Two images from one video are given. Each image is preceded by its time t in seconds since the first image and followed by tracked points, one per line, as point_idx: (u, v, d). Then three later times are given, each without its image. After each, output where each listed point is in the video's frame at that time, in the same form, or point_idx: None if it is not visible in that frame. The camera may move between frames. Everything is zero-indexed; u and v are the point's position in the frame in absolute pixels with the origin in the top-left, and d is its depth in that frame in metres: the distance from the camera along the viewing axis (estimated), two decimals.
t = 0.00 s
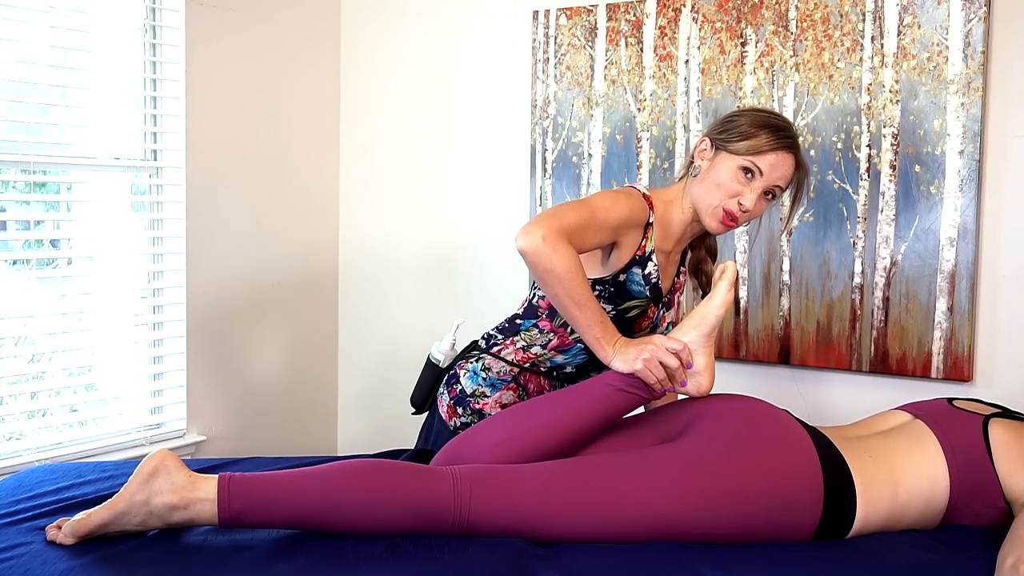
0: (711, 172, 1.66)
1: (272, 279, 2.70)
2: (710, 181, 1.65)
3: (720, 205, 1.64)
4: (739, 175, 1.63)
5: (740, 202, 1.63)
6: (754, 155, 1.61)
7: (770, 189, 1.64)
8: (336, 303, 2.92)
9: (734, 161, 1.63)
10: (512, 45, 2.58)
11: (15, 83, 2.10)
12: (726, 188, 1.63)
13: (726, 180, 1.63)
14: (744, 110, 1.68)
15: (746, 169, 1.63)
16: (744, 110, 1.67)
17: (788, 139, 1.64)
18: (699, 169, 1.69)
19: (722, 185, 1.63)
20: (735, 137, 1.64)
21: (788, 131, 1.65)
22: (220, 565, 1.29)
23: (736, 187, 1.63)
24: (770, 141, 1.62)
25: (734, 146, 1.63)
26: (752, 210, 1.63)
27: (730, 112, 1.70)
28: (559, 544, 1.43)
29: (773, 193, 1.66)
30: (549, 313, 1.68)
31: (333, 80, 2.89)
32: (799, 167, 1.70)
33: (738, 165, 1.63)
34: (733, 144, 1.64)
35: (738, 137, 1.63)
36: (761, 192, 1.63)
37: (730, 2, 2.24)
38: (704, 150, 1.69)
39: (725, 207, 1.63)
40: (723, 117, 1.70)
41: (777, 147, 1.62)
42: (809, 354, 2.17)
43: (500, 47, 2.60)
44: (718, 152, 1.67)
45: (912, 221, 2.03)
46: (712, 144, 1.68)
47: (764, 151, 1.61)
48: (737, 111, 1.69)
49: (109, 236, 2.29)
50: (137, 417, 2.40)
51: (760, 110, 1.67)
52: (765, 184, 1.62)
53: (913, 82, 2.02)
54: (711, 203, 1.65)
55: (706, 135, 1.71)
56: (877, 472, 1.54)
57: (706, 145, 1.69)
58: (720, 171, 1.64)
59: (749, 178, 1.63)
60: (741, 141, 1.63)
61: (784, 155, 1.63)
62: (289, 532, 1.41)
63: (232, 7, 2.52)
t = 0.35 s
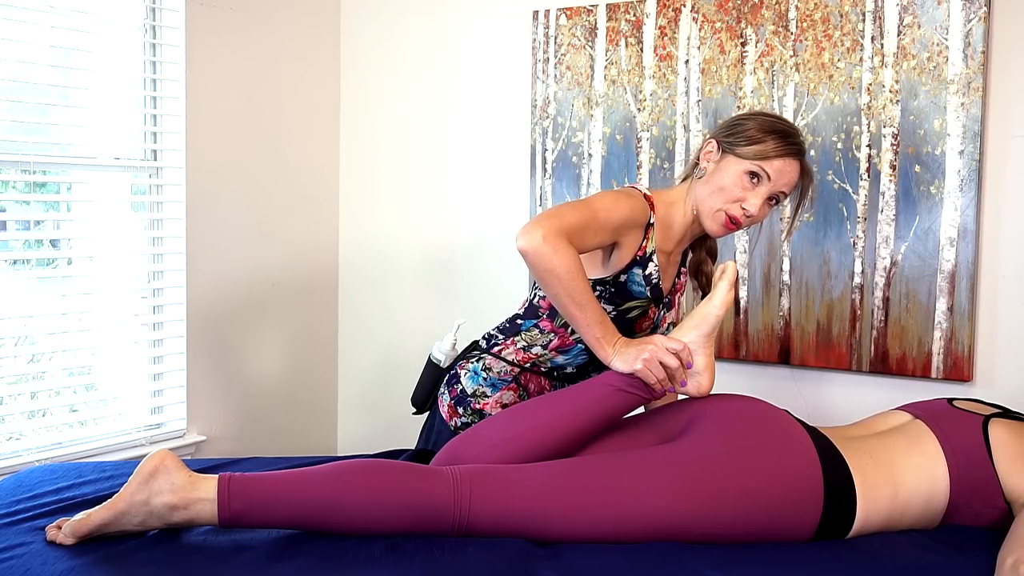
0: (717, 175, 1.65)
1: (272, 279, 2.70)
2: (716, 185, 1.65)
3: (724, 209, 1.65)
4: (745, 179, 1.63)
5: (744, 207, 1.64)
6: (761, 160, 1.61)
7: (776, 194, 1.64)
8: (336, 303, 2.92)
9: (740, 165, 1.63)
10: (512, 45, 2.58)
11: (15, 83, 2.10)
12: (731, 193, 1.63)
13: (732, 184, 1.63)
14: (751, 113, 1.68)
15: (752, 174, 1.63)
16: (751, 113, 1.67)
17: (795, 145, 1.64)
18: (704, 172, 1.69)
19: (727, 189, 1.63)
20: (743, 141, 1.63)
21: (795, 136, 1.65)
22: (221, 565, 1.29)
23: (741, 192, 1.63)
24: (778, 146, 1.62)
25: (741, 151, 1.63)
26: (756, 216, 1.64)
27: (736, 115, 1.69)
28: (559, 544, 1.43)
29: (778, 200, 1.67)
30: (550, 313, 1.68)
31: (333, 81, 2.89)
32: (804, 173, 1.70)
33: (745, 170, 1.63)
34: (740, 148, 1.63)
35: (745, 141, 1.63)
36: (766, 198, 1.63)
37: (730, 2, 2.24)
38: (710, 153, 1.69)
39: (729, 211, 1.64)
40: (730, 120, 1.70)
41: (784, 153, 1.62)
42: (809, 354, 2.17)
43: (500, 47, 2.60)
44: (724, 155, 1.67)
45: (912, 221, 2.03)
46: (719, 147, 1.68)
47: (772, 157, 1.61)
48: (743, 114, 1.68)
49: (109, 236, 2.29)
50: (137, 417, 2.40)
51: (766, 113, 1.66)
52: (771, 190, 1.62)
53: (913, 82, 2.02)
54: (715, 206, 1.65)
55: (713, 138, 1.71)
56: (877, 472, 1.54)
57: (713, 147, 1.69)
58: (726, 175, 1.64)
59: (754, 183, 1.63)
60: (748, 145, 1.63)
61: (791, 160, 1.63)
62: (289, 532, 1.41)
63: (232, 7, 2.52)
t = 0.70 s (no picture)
0: (722, 182, 1.65)
1: (272, 279, 2.70)
2: (720, 193, 1.65)
3: (726, 217, 1.66)
4: (748, 191, 1.63)
5: (745, 218, 1.65)
6: (766, 176, 1.61)
7: (778, 207, 1.65)
8: (336, 303, 2.92)
9: (747, 177, 1.63)
10: (512, 45, 2.58)
11: (15, 83, 2.10)
12: (735, 203, 1.64)
13: (736, 195, 1.63)
14: (762, 119, 1.65)
15: (756, 187, 1.63)
16: (763, 121, 1.64)
17: (802, 160, 1.63)
18: (711, 174, 1.68)
19: (731, 198, 1.64)
20: (752, 153, 1.62)
21: (803, 151, 1.64)
22: (220, 565, 1.29)
23: (744, 204, 1.64)
24: (785, 163, 1.61)
25: (748, 162, 1.62)
26: (754, 227, 1.66)
27: (747, 118, 1.67)
28: (559, 544, 1.43)
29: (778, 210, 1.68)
30: (551, 313, 1.68)
31: (333, 80, 2.89)
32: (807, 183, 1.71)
33: (750, 182, 1.63)
34: (748, 159, 1.62)
35: (754, 153, 1.62)
36: (767, 211, 1.64)
37: (730, 2, 2.24)
38: (718, 155, 1.68)
39: (730, 221, 1.65)
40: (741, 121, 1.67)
41: (789, 171, 1.62)
42: (809, 354, 2.17)
43: (500, 47, 2.60)
44: (732, 162, 1.66)
45: (912, 221, 2.03)
46: (727, 151, 1.67)
47: (777, 174, 1.61)
48: (755, 119, 1.66)
49: (109, 236, 2.29)
50: (137, 417, 2.40)
51: (777, 122, 1.64)
52: (772, 205, 1.63)
53: (913, 82, 2.02)
54: (717, 214, 1.66)
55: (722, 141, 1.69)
56: (877, 472, 1.54)
57: (722, 151, 1.67)
58: (732, 184, 1.64)
59: (758, 196, 1.63)
60: (756, 157, 1.62)
61: (796, 177, 1.63)
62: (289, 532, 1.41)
63: (232, 7, 2.52)
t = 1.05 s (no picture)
0: (726, 187, 1.65)
1: (272, 279, 2.70)
2: (723, 197, 1.65)
3: (725, 220, 1.67)
4: (752, 199, 1.64)
5: (745, 224, 1.67)
6: (771, 186, 1.61)
7: (777, 216, 1.67)
8: (336, 303, 2.92)
9: (752, 184, 1.63)
10: (512, 45, 2.58)
11: (15, 83, 2.10)
12: (737, 208, 1.65)
13: (739, 200, 1.64)
14: (771, 126, 1.65)
15: (760, 195, 1.63)
16: (773, 128, 1.64)
17: (806, 172, 1.64)
18: (715, 176, 1.67)
19: (733, 204, 1.64)
20: (760, 159, 1.62)
21: (808, 163, 1.65)
22: (220, 565, 1.29)
23: (745, 210, 1.65)
24: (791, 174, 1.62)
25: (755, 170, 1.62)
26: (752, 233, 1.68)
27: (756, 123, 1.66)
28: (559, 544, 1.42)
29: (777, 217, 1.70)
30: (551, 313, 1.68)
31: (333, 80, 2.88)
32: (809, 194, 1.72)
33: (754, 190, 1.63)
34: (754, 167, 1.62)
35: (761, 160, 1.62)
36: (767, 219, 1.66)
37: (730, 2, 2.24)
38: (724, 158, 1.67)
39: (730, 226, 1.67)
40: (749, 125, 1.67)
41: (793, 182, 1.63)
42: (809, 354, 2.17)
43: (500, 47, 2.60)
44: (737, 167, 1.65)
45: (912, 221, 2.03)
46: (734, 155, 1.66)
47: (782, 185, 1.62)
48: (764, 125, 1.65)
49: (109, 236, 2.29)
50: (137, 417, 2.40)
51: (786, 131, 1.64)
52: (773, 214, 1.65)
53: (913, 82, 2.02)
54: (717, 217, 1.67)
55: (729, 143, 1.68)
56: (877, 472, 1.54)
57: (728, 154, 1.66)
58: (736, 189, 1.64)
59: (760, 203, 1.64)
60: (763, 166, 1.62)
61: (799, 188, 1.64)
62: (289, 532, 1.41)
63: (232, 6, 2.52)
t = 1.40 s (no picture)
0: (729, 189, 1.65)
1: (272, 279, 2.70)
2: (726, 199, 1.65)
3: (726, 223, 1.67)
4: (754, 202, 1.64)
5: (746, 227, 1.67)
6: (774, 190, 1.62)
7: (778, 221, 1.67)
8: (336, 304, 2.92)
9: (756, 187, 1.63)
10: (512, 45, 2.58)
11: (15, 83, 2.10)
12: (739, 211, 1.65)
13: (742, 203, 1.64)
14: (775, 129, 1.65)
15: (763, 199, 1.63)
16: (777, 132, 1.64)
17: (809, 178, 1.64)
18: (718, 178, 1.67)
19: (735, 207, 1.65)
20: (765, 162, 1.62)
21: (812, 168, 1.65)
22: (220, 565, 1.29)
23: (747, 213, 1.65)
24: (794, 179, 1.62)
25: (759, 173, 1.62)
26: (753, 236, 1.68)
27: (760, 126, 1.66)
28: (559, 543, 1.42)
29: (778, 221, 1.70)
30: (551, 313, 1.68)
31: (333, 80, 2.89)
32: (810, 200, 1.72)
33: (757, 194, 1.63)
34: (758, 170, 1.62)
35: (766, 163, 1.62)
36: (768, 223, 1.66)
37: (729, 2, 2.24)
38: (728, 159, 1.66)
39: (732, 229, 1.67)
40: (754, 128, 1.66)
41: (797, 188, 1.63)
42: (809, 354, 2.17)
43: (500, 47, 2.60)
44: (741, 169, 1.65)
45: (912, 221, 2.03)
46: (738, 158, 1.66)
47: (785, 189, 1.62)
48: (769, 128, 1.65)
49: (109, 236, 2.29)
50: (137, 417, 2.40)
51: (791, 134, 1.64)
52: (774, 218, 1.65)
53: (913, 81, 2.02)
54: (718, 219, 1.67)
55: (733, 145, 1.68)
56: (877, 471, 1.54)
57: (732, 156, 1.66)
58: (739, 192, 1.64)
59: (762, 207, 1.65)
60: (767, 170, 1.62)
61: (802, 193, 1.64)
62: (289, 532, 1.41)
63: (232, 6, 2.52)
